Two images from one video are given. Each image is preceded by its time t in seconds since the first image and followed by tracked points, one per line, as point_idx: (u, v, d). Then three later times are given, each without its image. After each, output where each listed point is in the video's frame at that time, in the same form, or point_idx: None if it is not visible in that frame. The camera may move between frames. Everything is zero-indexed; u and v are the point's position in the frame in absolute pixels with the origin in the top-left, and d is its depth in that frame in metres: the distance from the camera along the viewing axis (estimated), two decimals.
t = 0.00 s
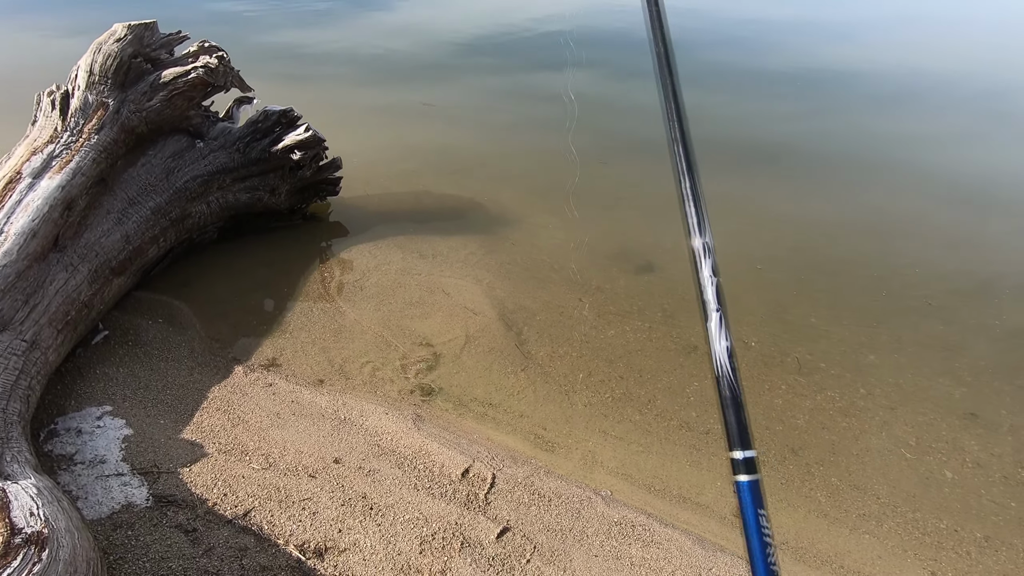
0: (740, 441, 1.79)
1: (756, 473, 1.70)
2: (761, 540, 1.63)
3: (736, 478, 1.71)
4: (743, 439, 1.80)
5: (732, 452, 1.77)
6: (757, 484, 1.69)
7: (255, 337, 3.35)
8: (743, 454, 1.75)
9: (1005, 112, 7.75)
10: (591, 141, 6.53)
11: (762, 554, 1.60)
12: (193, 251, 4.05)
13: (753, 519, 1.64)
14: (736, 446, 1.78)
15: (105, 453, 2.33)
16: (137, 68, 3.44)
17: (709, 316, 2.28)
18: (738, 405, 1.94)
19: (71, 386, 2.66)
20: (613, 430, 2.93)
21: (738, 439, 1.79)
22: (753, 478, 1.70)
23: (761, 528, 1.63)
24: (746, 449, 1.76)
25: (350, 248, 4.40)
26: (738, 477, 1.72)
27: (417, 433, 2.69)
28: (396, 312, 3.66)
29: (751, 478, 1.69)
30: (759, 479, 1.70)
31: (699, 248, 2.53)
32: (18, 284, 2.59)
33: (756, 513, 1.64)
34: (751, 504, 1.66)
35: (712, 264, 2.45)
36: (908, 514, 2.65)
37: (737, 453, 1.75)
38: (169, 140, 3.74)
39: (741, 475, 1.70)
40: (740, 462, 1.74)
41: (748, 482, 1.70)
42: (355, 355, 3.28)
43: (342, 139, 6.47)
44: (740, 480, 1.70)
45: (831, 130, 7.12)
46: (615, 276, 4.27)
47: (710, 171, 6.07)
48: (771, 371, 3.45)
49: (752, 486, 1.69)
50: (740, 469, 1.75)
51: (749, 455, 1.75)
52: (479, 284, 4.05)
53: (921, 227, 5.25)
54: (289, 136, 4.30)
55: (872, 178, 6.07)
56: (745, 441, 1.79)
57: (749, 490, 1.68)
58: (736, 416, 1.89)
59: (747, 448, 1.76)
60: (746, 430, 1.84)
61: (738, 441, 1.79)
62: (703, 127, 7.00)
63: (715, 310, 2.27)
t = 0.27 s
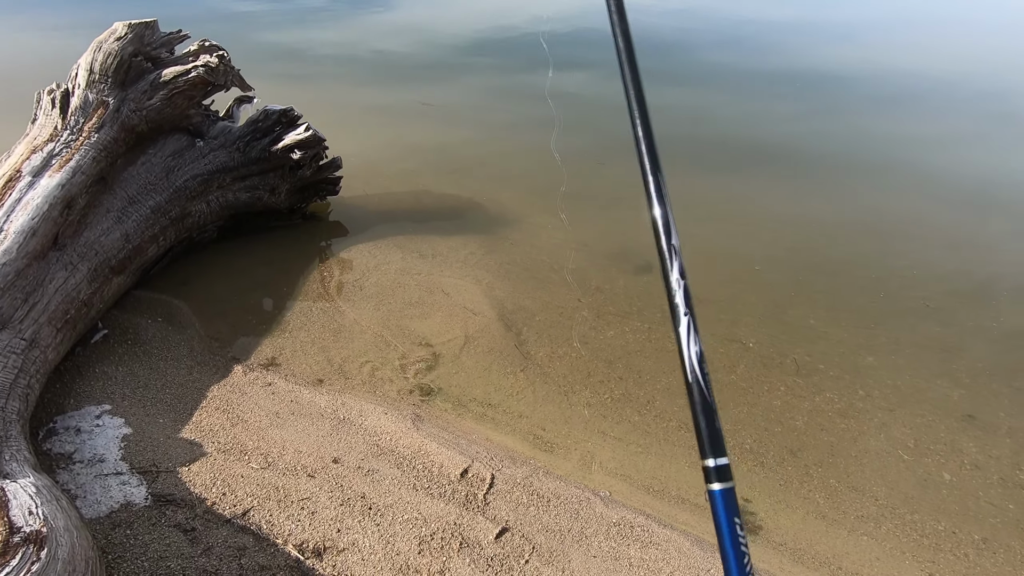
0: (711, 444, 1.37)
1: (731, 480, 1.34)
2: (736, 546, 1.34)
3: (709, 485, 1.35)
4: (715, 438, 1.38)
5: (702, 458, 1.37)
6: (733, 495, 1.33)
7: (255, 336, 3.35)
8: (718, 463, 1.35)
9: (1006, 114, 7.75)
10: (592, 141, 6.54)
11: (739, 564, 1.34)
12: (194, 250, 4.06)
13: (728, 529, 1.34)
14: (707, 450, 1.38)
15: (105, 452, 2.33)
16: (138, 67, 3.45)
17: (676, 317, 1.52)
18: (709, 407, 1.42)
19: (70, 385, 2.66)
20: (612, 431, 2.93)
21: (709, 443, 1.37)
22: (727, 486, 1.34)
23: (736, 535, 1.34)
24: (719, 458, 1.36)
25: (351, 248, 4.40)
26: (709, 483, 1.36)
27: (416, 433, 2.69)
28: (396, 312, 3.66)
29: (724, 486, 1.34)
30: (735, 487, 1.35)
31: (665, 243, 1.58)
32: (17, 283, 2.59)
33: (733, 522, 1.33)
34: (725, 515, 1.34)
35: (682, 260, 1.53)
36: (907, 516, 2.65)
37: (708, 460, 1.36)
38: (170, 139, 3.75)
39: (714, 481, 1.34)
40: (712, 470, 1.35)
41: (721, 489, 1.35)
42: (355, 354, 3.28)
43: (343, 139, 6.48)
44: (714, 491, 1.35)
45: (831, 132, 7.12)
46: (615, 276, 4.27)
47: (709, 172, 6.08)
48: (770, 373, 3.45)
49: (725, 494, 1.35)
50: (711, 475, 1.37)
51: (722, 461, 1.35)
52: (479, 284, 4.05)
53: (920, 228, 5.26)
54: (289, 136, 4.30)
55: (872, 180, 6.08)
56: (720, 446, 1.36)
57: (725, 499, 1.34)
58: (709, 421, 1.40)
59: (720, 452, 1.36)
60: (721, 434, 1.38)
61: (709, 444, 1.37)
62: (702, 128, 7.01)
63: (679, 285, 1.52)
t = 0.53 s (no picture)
0: (731, 441, 1.43)
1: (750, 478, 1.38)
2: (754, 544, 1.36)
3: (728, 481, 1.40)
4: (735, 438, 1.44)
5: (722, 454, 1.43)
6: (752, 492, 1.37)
7: (252, 336, 3.34)
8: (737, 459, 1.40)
9: (1004, 114, 7.76)
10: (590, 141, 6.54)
11: (756, 564, 1.34)
12: (190, 250, 4.04)
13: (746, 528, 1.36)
14: (727, 447, 1.43)
15: (101, 452, 2.32)
16: (134, 65, 3.43)
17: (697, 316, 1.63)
18: (729, 407, 1.48)
19: (66, 384, 2.65)
20: (610, 431, 2.93)
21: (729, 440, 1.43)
22: (746, 482, 1.38)
23: (754, 533, 1.36)
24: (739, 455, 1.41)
25: (349, 247, 4.39)
26: (727, 480, 1.40)
27: (414, 433, 2.68)
28: (394, 312, 3.65)
29: (742, 482, 1.38)
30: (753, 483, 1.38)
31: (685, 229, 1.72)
32: (13, 282, 2.57)
33: (750, 519, 1.36)
34: (742, 511, 1.37)
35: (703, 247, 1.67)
36: (905, 516, 2.65)
37: (727, 456, 1.41)
38: (167, 138, 3.73)
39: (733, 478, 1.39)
40: (732, 467, 1.40)
41: (741, 486, 1.39)
42: (353, 354, 3.27)
43: (341, 139, 6.46)
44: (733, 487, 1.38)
45: (829, 132, 7.13)
46: (613, 276, 4.27)
47: (708, 172, 6.07)
48: (768, 373, 3.45)
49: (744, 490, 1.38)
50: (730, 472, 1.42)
51: (741, 459, 1.41)
52: (477, 284, 4.04)
53: (918, 229, 5.26)
54: (287, 135, 4.28)
55: (870, 180, 6.08)
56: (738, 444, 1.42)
57: (743, 497, 1.37)
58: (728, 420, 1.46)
59: (739, 448, 1.41)
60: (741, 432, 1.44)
61: (728, 441, 1.43)
62: (701, 129, 7.01)
63: (699, 283, 1.65)
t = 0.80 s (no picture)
0: (737, 438, 1.46)
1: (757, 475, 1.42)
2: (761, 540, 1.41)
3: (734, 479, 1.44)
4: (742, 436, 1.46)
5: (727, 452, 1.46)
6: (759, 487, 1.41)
7: (253, 335, 3.34)
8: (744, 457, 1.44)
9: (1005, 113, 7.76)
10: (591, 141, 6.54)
11: (763, 558, 1.39)
12: (192, 249, 4.04)
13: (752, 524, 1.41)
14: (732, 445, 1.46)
15: (102, 451, 2.32)
16: (136, 64, 3.44)
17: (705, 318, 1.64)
18: (735, 405, 1.50)
19: (68, 383, 2.65)
20: (612, 430, 2.93)
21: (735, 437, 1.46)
22: (753, 479, 1.42)
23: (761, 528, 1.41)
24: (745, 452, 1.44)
25: (349, 247, 4.39)
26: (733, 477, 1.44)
27: (416, 433, 2.69)
28: (395, 312, 3.65)
29: (749, 479, 1.42)
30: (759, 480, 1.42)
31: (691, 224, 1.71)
32: (15, 281, 2.57)
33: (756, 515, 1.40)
34: (750, 508, 1.41)
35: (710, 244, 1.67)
36: (906, 516, 2.65)
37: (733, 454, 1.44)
38: (168, 137, 3.73)
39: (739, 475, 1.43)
40: (738, 465, 1.44)
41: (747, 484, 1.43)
42: (354, 354, 3.27)
43: (342, 138, 6.46)
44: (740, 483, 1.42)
45: (830, 132, 7.12)
46: (614, 276, 4.27)
47: (709, 172, 6.07)
48: (769, 372, 3.45)
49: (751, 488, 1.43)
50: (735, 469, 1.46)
51: (747, 457, 1.44)
52: (478, 283, 4.05)
53: (919, 228, 5.26)
54: (288, 134, 4.28)
55: (870, 179, 6.08)
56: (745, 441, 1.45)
57: (750, 494, 1.42)
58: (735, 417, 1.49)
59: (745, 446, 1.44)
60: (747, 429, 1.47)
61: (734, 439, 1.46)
62: (702, 129, 7.01)
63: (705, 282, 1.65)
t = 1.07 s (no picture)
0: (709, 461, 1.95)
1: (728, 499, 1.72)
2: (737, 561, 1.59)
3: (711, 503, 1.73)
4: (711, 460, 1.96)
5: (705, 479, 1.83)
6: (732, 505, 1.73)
7: (261, 332, 3.36)
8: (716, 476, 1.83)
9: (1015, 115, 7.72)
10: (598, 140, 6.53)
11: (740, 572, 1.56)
12: (200, 246, 4.06)
13: (729, 543, 1.63)
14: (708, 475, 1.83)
15: (112, 446, 2.34)
16: (147, 63, 3.46)
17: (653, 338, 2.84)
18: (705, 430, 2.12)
19: (78, 379, 2.67)
20: (618, 430, 2.93)
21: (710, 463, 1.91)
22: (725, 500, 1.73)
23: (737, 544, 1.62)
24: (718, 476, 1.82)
25: (357, 245, 4.40)
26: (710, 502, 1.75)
27: (423, 431, 2.69)
28: (402, 310, 3.67)
29: (722, 501, 1.73)
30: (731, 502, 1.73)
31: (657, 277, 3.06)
32: (28, 277, 2.60)
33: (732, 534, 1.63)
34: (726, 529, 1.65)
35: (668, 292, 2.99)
36: (913, 518, 2.65)
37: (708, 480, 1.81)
38: (177, 135, 3.76)
39: (715, 500, 1.73)
40: (713, 488, 1.79)
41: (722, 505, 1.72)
42: (361, 352, 3.28)
43: (349, 137, 6.48)
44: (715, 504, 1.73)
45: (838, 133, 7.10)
46: (621, 276, 4.27)
47: (716, 172, 6.06)
48: (776, 373, 3.45)
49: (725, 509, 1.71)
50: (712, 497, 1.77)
51: (720, 483, 1.80)
52: (484, 283, 4.05)
53: (927, 230, 5.24)
54: (296, 133, 4.29)
55: (879, 181, 6.05)
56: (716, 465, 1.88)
57: (723, 513, 1.69)
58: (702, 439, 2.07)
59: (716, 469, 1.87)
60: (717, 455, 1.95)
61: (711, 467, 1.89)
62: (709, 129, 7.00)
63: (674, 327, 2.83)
